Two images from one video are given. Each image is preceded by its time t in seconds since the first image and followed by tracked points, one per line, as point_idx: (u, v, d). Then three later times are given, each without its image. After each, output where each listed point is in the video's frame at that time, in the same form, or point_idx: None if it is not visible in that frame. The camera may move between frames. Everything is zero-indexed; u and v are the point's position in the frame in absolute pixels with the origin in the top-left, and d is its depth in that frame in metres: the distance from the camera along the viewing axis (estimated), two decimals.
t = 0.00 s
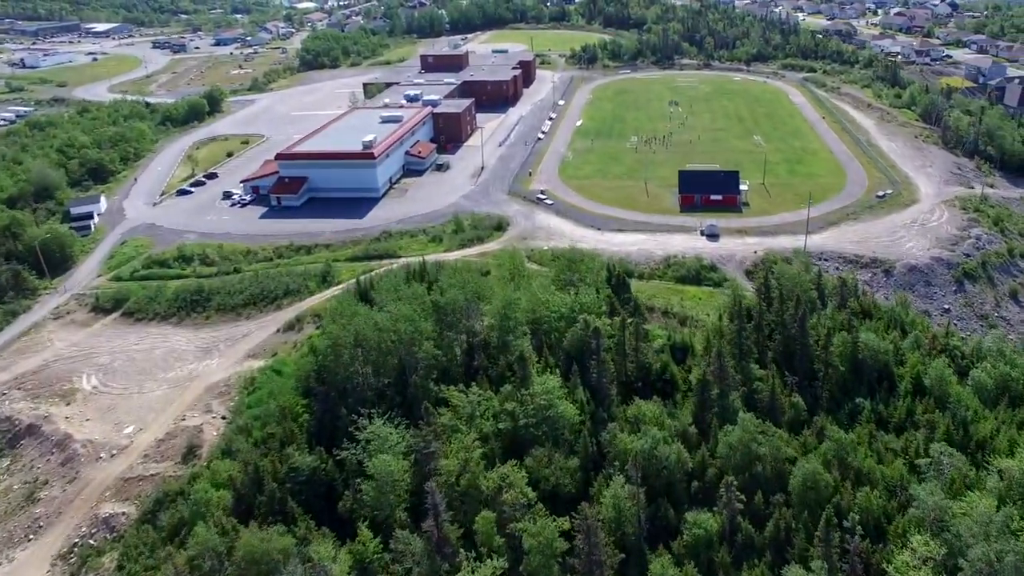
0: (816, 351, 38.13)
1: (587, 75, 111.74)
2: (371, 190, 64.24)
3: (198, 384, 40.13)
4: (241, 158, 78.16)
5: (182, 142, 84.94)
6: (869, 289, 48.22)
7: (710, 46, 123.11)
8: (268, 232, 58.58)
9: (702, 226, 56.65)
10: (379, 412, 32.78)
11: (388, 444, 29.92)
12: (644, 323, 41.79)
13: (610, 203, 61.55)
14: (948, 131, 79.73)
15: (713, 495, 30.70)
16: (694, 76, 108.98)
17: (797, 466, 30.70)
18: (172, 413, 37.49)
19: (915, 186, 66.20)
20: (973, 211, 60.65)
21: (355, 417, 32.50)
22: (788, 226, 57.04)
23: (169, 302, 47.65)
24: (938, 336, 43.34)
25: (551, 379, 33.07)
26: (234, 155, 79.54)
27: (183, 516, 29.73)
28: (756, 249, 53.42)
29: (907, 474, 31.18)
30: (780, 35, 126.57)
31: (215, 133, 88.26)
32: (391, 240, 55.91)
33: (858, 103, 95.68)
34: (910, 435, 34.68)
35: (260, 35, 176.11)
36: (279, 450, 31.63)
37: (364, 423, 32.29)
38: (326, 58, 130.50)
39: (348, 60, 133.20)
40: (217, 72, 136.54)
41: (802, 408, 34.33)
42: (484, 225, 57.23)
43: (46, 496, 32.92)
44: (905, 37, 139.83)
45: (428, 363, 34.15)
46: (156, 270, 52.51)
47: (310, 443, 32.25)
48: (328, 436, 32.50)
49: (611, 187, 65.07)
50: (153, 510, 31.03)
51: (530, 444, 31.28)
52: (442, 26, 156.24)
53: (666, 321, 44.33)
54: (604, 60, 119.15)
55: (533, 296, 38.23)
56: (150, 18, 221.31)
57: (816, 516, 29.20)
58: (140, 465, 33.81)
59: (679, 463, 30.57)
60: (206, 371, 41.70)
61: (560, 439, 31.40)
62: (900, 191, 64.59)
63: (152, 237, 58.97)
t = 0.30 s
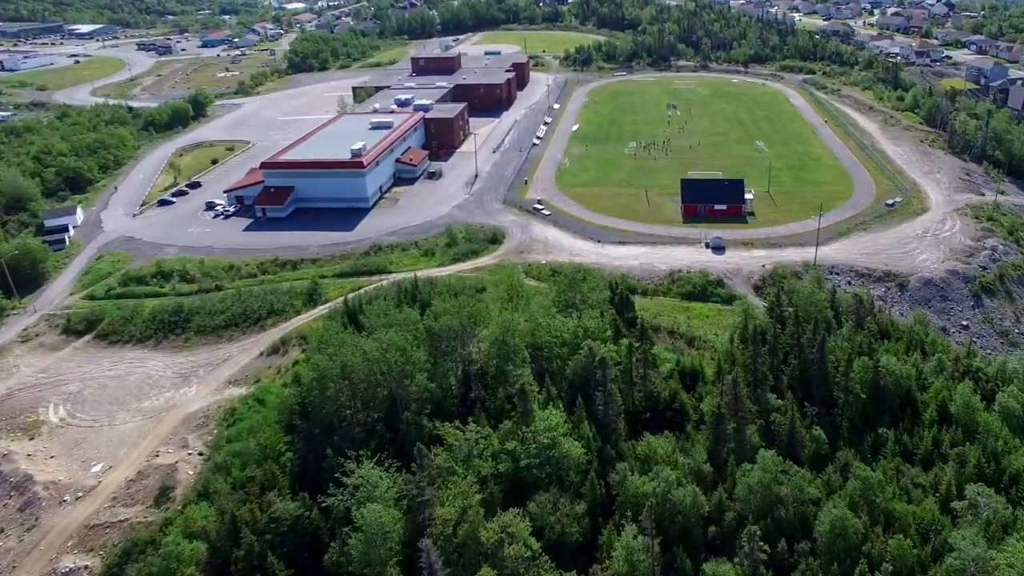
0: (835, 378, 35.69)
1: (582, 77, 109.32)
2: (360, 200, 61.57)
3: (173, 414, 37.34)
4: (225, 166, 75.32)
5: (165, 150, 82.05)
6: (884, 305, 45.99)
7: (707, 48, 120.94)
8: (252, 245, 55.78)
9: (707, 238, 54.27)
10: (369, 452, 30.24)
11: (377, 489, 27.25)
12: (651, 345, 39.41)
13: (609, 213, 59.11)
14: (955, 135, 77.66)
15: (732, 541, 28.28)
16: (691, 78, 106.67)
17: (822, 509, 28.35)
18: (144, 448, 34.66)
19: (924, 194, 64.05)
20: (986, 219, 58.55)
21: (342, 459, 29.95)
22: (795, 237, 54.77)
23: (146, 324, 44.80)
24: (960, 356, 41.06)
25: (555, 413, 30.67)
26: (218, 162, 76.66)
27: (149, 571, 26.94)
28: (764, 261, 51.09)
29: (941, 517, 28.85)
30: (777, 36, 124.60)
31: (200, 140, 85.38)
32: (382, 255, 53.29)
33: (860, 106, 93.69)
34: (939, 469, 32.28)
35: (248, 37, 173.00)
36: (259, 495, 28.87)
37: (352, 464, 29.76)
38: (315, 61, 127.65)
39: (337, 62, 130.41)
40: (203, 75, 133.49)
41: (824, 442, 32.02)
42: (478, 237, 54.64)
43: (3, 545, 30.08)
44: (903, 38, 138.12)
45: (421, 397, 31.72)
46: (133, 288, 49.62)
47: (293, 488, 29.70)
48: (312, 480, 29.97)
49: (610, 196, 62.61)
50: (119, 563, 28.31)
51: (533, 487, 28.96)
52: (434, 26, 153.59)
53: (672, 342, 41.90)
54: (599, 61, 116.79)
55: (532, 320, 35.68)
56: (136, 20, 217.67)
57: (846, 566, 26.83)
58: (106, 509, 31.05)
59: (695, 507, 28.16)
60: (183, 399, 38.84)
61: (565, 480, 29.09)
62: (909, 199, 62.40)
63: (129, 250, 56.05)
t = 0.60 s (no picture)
0: (859, 409, 33.40)
1: (581, 80, 107.00)
2: (353, 211, 59.12)
3: (151, 446, 34.80)
4: (214, 174, 72.77)
5: (152, 157, 79.48)
6: (904, 324, 43.75)
7: (707, 49, 118.79)
8: (240, 259, 53.22)
9: (715, 250, 51.99)
10: (360, 499, 28.01)
11: (369, 539, 25.01)
12: (662, 370, 36.95)
13: (612, 223, 56.76)
14: (966, 140, 75.50)
15: None
16: (693, 81, 104.39)
17: (854, 559, 25.97)
18: (119, 486, 32.17)
19: (938, 202, 61.82)
20: (1004, 230, 56.35)
21: (332, 505, 27.65)
22: (807, 249, 52.52)
23: (125, 345, 42.18)
24: (988, 379, 38.75)
25: (562, 453, 28.39)
26: (207, 170, 74.11)
27: None
28: (775, 276, 48.85)
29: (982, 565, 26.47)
30: (779, 37, 122.48)
31: (189, 146, 82.88)
32: (376, 269, 50.87)
33: (866, 110, 91.57)
34: (976, 508, 29.86)
35: (241, 38, 170.38)
36: (242, 545, 27.30)
37: (343, 510, 27.47)
38: (308, 63, 125.18)
39: (331, 65, 127.94)
40: (194, 77, 130.92)
41: (851, 480, 29.82)
42: (477, 250, 52.26)
43: None
44: (905, 39, 136.20)
45: (416, 434, 29.26)
46: (113, 305, 47.08)
47: (278, 537, 27.57)
48: (299, 530, 27.69)
49: (612, 205, 60.26)
50: None
51: (539, 535, 26.57)
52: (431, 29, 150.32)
53: (683, 365, 39.60)
54: (598, 63, 114.51)
55: (535, 346, 33.33)
56: (127, 20, 214.84)
57: None
58: (75, 559, 28.60)
59: (717, 556, 25.68)
60: (163, 428, 36.27)
61: (574, 527, 26.77)
62: (923, 208, 60.12)
63: (111, 264, 53.46)
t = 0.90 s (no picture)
0: (891, 446, 30.65)
1: (580, 83, 104.54)
2: (345, 223, 56.50)
3: (125, 488, 32.13)
4: (201, 183, 70.00)
5: (138, 165, 76.68)
6: (928, 346, 41.35)
7: (709, 50, 116.40)
8: (226, 276, 50.52)
9: (725, 265, 49.56)
10: (351, 556, 26.02)
11: None
12: (676, 401, 34.34)
13: (616, 235, 54.23)
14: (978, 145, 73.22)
15: None
16: (694, 84, 101.94)
17: None
18: (86, 536, 29.52)
19: (954, 211, 59.45)
20: None
21: (320, 563, 25.65)
22: (822, 263, 50.15)
23: (100, 372, 39.30)
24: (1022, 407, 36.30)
25: (574, 501, 26.19)
26: (194, 179, 71.33)
27: None
28: (789, 293, 46.45)
29: None
30: (781, 37, 120.17)
31: (175, 154, 80.09)
32: (369, 287, 48.28)
33: (873, 113, 89.29)
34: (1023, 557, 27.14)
35: (233, 39, 167.54)
36: None
37: (334, 570, 25.05)
38: (300, 65, 122.41)
39: (324, 67, 125.24)
40: (183, 80, 128.05)
41: (886, 528, 27.45)
42: (475, 265, 49.71)
43: None
44: (909, 39, 134.01)
45: (413, 482, 26.65)
46: (90, 327, 44.33)
47: None
48: None
49: (616, 216, 57.72)
50: None
51: None
52: (424, 30, 149.45)
53: (696, 393, 37.25)
54: (597, 65, 112.03)
55: (540, 381, 30.63)
56: (117, 21, 211.47)
57: None
58: None
59: None
60: (137, 466, 33.60)
61: None
62: (939, 218, 57.73)
63: (89, 281, 50.65)
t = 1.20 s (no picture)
0: (931, 490, 28.03)
1: (582, 85, 102.02)
2: (339, 236, 53.89)
3: (95, 536, 29.50)
4: (189, 192, 67.33)
5: (125, 172, 73.98)
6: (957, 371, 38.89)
7: (712, 52, 113.95)
8: (213, 293, 47.87)
9: (739, 282, 47.10)
10: None
11: None
12: (694, 437, 31.85)
13: (622, 249, 51.63)
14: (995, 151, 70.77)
15: None
16: (698, 86, 99.35)
17: None
18: None
19: (974, 222, 56.93)
20: None
21: None
22: (840, 280, 47.66)
23: (74, 402, 36.58)
24: None
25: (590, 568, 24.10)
26: (182, 187, 68.63)
27: None
28: (807, 312, 43.99)
29: None
30: (786, 38, 117.74)
31: (164, 160, 77.39)
32: (364, 306, 45.72)
33: (883, 117, 86.88)
34: None
35: (227, 40, 164.83)
36: None
37: None
38: (295, 67, 119.77)
39: (319, 69, 122.57)
40: (175, 83, 125.33)
41: None
42: (474, 282, 47.18)
43: None
44: (915, 40, 131.71)
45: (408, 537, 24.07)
46: (65, 351, 41.66)
47: None
48: None
49: (621, 227, 55.19)
50: None
51: None
52: (421, 30, 146.95)
53: (713, 426, 34.78)
54: (598, 67, 109.53)
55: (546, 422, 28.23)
56: (110, 21, 208.52)
57: None
58: None
59: None
60: (110, 509, 31.01)
61: None
62: (959, 229, 55.24)
63: (68, 299, 47.94)
